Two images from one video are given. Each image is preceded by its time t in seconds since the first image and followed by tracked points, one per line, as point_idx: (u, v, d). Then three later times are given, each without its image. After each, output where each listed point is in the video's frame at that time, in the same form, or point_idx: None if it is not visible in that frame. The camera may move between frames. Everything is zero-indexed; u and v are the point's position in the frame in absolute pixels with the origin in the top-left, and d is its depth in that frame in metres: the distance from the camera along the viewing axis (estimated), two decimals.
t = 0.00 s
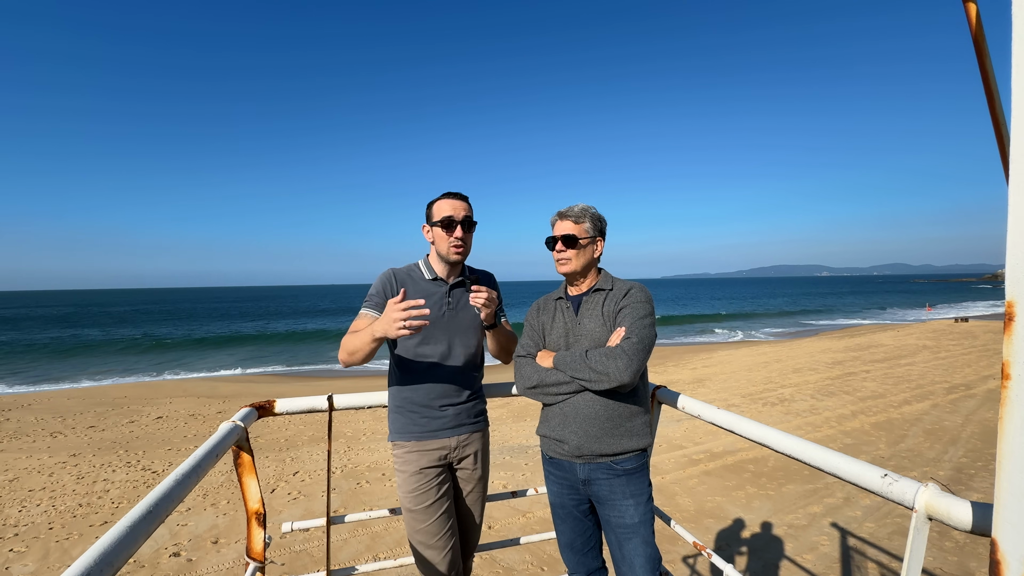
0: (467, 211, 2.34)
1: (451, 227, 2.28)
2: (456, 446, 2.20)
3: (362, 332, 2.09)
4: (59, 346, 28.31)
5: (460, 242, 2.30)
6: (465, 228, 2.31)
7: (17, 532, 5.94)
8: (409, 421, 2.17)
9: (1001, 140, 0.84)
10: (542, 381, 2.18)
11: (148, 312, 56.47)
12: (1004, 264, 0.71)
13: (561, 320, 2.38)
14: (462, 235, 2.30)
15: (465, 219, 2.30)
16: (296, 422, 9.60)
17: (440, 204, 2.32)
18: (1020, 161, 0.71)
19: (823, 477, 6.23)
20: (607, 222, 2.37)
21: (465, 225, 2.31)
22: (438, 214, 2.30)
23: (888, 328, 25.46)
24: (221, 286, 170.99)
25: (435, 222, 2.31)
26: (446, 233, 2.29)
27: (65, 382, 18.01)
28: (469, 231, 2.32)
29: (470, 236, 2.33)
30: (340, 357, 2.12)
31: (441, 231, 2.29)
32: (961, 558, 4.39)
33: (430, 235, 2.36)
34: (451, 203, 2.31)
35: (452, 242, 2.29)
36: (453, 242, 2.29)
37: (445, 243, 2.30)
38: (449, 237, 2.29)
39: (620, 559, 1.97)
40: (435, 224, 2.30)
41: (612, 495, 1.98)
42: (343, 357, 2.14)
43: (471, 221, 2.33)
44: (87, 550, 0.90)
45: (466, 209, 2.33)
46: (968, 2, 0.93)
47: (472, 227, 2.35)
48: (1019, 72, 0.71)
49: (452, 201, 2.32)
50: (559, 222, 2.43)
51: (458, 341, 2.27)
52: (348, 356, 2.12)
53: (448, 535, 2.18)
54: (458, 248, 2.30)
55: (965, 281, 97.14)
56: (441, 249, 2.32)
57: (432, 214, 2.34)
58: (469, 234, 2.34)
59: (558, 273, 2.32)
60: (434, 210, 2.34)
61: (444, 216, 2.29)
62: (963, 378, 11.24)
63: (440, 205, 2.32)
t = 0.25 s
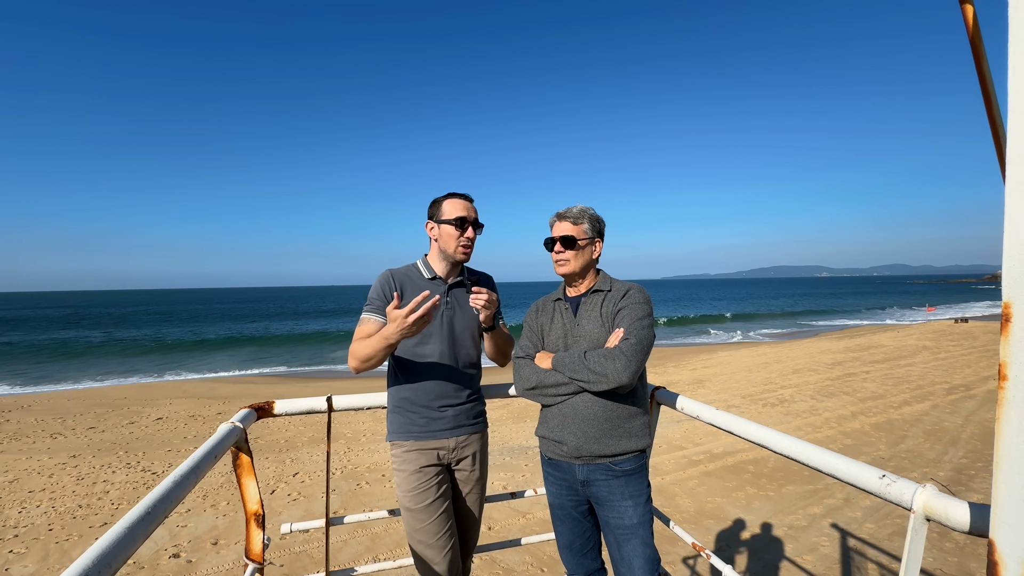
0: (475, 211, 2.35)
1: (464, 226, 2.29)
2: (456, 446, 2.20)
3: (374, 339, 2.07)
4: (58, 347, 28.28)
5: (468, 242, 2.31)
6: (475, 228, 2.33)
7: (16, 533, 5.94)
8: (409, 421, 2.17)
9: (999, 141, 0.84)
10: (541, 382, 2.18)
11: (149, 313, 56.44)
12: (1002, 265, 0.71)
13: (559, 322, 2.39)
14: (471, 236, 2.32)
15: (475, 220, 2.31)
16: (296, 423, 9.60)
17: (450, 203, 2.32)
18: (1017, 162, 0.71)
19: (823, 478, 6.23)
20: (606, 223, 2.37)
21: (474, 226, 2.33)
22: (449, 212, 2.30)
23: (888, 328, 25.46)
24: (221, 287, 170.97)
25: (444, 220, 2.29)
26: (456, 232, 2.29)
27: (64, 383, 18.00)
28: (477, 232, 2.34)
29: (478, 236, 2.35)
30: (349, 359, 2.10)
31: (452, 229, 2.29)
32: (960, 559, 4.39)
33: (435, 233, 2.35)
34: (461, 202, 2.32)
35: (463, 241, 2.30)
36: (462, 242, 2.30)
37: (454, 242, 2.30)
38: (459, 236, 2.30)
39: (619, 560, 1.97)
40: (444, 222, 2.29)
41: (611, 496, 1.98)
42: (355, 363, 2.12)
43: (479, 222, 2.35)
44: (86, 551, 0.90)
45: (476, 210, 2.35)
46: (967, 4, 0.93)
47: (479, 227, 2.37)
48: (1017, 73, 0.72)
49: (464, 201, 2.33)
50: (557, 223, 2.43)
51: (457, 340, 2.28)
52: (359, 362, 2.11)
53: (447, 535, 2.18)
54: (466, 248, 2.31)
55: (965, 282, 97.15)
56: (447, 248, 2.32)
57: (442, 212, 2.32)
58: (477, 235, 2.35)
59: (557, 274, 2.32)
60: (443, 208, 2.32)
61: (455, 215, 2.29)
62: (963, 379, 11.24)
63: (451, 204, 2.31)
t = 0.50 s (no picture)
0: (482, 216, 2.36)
1: (475, 233, 2.29)
2: (457, 447, 2.20)
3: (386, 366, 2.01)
4: (57, 347, 28.27)
5: (478, 249, 2.33)
6: (484, 235, 2.35)
7: (16, 534, 5.93)
8: (409, 423, 2.17)
9: (995, 142, 0.84)
10: (540, 382, 2.18)
11: (149, 314, 56.48)
12: (999, 265, 0.71)
13: (558, 322, 2.39)
14: (481, 243, 2.33)
15: (484, 227, 2.33)
16: (295, 424, 9.60)
17: (460, 208, 2.29)
18: (1013, 162, 0.72)
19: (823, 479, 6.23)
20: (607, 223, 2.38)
21: (482, 233, 2.34)
22: (461, 218, 2.28)
23: (888, 329, 25.49)
24: (221, 288, 170.99)
25: (455, 226, 2.28)
26: (467, 238, 2.29)
27: (64, 384, 17.99)
28: (486, 238, 2.36)
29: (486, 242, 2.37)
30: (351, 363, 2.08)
31: (463, 236, 2.28)
32: (960, 560, 4.39)
33: (442, 237, 2.33)
34: (472, 208, 2.30)
35: (472, 249, 2.31)
36: (472, 248, 2.30)
37: (463, 248, 2.29)
38: (470, 243, 2.30)
39: (618, 561, 1.97)
40: (456, 228, 2.28)
41: (609, 496, 1.98)
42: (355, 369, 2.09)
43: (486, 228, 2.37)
44: (86, 550, 0.90)
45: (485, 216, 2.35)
46: (964, 5, 0.93)
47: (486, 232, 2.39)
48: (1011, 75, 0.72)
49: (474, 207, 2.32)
50: (558, 222, 2.43)
51: (456, 342, 2.28)
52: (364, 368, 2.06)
53: (449, 536, 2.18)
54: (475, 255, 2.33)
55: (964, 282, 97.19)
56: (454, 252, 2.31)
57: (451, 217, 2.30)
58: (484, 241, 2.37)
59: (557, 272, 2.32)
60: (452, 212, 2.29)
61: (466, 222, 2.29)
62: (962, 379, 11.25)
63: (462, 210, 2.29)
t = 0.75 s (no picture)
0: (480, 219, 2.36)
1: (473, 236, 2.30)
2: (457, 448, 2.20)
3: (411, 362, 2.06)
4: (57, 348, 28.25)
5: (476, 252, 2.33)
6: (482, 237, 2.36)
7: (14, 535, 5.92)
8: (410, 424, 2.17)
9: (995, 143, 0.85)
10: (538, 381, 2.18)
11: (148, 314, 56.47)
12: (997, 266, 0.72)
13: (556, 322, 2.39)
14: (479, 245, 2.34)
15: (482, 230, 2.34)
16: (295, 425, 9.59)
17: (459, 211, 2.29)
18: (1013, 162, 0.72)
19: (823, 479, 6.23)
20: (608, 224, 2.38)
21: (480, 236, 2.35)
22: (459, 221, 2.28)
23: (888, 330, 25.51)
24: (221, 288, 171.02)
25: (453, 229, 2.28)
26: (465, 241, 2.30)
27: (63, 385, 17.98)
28: (483, 241, 2.37)
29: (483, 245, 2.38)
30: (365, 375, 2.10)
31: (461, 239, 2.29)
32: (960, 560, 4.39)
33: (439, 239, 2.33)
34: (469, 210, 2.30)
35: (471, 251, 2.31)
36: (471, 251, 2.31)
37: (461, 250, 2.30)
38: (468, 246, 2.30)
39: (617, 562, 1.96)
40: (454, 231, 2.28)
41: (608, 497, 1.98)
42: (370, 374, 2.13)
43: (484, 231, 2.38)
44: (85, 551, 0.90)
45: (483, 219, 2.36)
46: (962, 6, 0.94)
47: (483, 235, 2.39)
48: (1010, 76, 0.72)
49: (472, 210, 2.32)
50: (559, 222, 2.43)
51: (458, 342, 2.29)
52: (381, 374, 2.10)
53: (449, 537, 2.18)
54: (473, 257, 2.33)
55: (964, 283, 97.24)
56: (452, 255, 2.31)
57: (449, 220, 2.30)
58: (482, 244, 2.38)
59: (557, 271, 2.32)
60: (451, 215, 2.30)
61: (464, 224, 2.29)
62: (962, 380, 11.25)
63: (460, 213, 2.29)
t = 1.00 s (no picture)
0: (465, 214, 2.36)
1: (450, 228, 2.28)
2: (457, 449, 2.20)
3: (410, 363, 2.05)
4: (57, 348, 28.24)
5: (455, 244, 2.30)
6: (463, 230, 2.33)
7: (14, 536, 5.91)
8: (410, 425, 2.17)
9: (994, 145, 0.85)
10: (537, 381, 2.18)
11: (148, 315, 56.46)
12: (998, 267, 0.72)
13: (556, 321, 2.39)
14: (458, 238, 2.31)
15: (464, 223, 2.32)
16: (294, 426, 9.59)
17: (439, 207, 2.33)
18: (1012, 164, 0.72)
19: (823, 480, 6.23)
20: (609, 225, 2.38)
21: (463, 229, 2.33)
22: (437, 215, 2.31)
23: (888, 330, 25.54)
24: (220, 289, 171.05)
25: (433, 223, 2.30)
26: (443, 234, 2.29)
27: (63, 385, 17.96)
28: (467, 234, 2.34)
29: (466, 239, 2.34)
30: (366, 377, 2.09)
31: (439, 231, 2.29)
32: (960, 561, 4.39)
33: (427, 236, 2.36)
34: (451, 205, 2.32)
35: (449, 243, 2.29)
36: (448, 243, 2.29)
37: (440, 244, 2.29)
38: (446, 238, 2.29)
39: (616, 563, 1.96)
40: (432, 224, 2.30)
41: (608, 498, 1.98)
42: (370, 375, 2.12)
43: (468, 225, 2.35)
44: (83, 553, 0.90)
45: (465, 213, 2.35)
46: (962, 7, 0.94)
47: (469, 230, 2.37)
48: (1013, 77, 0.72)
49: (452, 204, 2.33)
50: (560, 221, 2.43)
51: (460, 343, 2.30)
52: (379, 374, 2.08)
53: (450, 538, 2.18)
54: (453, 250, 2.30)
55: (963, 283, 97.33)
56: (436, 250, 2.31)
57: (432, 215, 2.34)
58: (466, 237, 2.35)
59: (557, 270, 2.32)
60: (434, 211, 2.34)
61: (443, 218, 2.30)
62: (961, 380, 11.26)
63: (441, 207, 2.32)
